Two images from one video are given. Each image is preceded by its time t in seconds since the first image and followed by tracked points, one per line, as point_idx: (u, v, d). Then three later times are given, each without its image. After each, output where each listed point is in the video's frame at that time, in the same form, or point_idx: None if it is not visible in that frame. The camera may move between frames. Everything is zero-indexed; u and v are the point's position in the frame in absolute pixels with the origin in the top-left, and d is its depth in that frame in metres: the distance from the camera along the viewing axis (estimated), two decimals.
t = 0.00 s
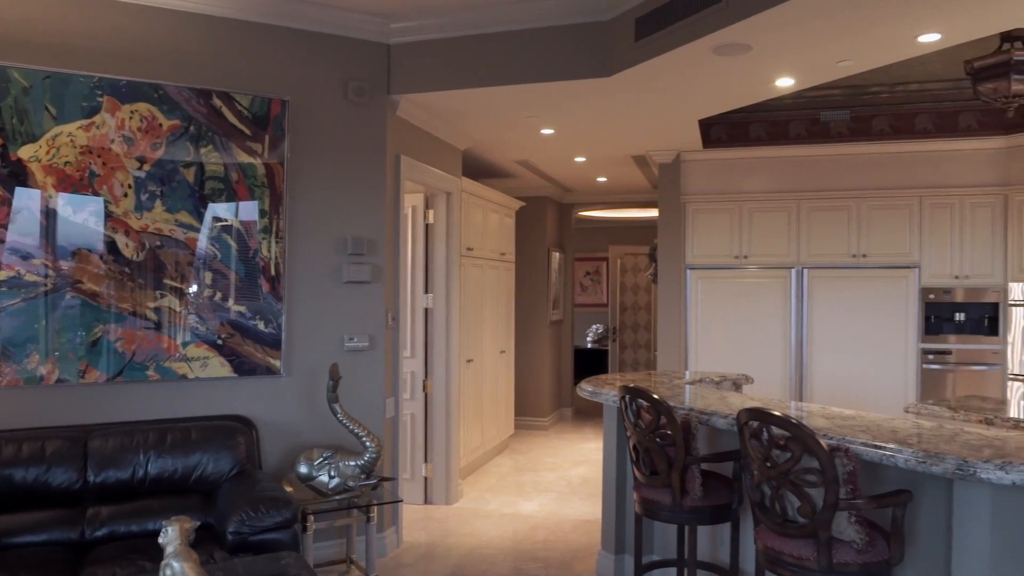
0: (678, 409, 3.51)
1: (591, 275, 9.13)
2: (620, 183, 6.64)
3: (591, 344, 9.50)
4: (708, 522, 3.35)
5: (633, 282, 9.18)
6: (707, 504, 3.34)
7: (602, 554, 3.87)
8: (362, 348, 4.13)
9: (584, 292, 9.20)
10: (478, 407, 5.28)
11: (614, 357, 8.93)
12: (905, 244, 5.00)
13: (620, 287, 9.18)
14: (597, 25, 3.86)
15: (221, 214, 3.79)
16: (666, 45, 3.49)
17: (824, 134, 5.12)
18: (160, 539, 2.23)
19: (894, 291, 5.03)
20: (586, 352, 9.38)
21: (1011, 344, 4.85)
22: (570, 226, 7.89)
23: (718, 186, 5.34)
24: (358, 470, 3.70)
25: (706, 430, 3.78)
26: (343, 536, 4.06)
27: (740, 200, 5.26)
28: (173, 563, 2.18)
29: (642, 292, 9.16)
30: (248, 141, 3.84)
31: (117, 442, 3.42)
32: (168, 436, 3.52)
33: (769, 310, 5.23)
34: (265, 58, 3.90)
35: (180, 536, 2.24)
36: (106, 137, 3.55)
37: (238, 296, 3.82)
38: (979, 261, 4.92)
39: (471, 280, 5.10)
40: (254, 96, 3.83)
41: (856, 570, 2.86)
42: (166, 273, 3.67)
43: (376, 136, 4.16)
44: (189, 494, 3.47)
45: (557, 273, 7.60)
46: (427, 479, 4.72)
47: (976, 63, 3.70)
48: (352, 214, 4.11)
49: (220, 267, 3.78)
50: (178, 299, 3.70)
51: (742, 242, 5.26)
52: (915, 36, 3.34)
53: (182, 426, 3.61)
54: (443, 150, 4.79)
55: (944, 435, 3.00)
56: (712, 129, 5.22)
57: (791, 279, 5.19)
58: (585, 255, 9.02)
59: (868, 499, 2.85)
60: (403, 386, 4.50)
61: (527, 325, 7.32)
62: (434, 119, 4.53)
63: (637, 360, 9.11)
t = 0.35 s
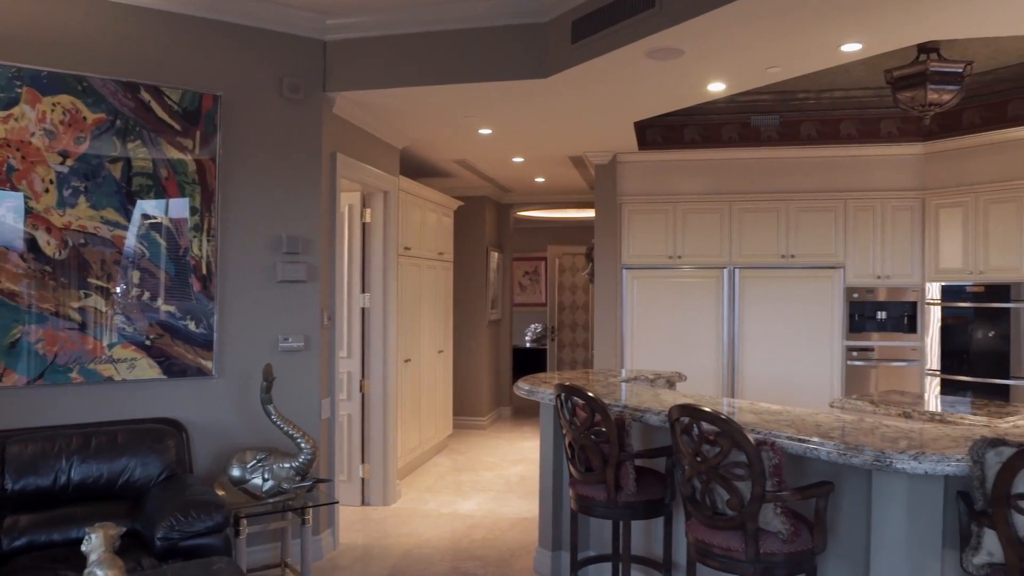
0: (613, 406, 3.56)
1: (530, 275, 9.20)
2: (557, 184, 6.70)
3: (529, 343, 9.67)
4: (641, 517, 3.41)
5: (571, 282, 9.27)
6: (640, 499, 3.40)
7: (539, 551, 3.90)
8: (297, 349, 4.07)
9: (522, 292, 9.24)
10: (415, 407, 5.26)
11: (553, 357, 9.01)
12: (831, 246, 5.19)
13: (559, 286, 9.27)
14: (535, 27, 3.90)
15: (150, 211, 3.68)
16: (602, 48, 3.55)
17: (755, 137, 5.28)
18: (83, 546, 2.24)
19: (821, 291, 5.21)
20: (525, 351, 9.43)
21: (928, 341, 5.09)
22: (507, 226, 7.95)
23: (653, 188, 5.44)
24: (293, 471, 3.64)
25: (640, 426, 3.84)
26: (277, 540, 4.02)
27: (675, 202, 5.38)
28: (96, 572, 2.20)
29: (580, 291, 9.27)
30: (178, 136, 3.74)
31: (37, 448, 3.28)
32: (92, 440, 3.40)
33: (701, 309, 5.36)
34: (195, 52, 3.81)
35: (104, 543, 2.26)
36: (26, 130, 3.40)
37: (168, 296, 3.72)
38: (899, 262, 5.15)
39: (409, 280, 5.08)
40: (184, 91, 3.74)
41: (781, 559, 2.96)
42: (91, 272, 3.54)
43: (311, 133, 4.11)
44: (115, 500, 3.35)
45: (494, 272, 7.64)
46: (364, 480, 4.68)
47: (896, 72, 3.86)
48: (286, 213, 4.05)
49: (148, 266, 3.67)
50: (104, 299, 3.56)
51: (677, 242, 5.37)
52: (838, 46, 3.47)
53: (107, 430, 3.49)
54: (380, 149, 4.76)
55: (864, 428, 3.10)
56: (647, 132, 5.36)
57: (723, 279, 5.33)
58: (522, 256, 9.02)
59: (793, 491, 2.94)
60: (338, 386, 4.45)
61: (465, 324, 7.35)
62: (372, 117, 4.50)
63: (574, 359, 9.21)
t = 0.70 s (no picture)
0: (549, 405, 3.60)
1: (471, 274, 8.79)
2: (497, 183, 6.72)
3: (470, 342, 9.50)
4: (578, 513, 3.45)
5: (511, 282, 9.31)
6: (577, 496, 3.44)
7: (478, 550, 3.91)
8: (230, 349, 3.99)
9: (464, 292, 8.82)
10: (354, 408, 5.21)
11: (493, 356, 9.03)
12: (763, 247, 5.34)
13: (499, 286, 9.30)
14: (474, 28, 3.91)
15: (75, 208, 3.55)
16: (540, 50, 3.58)
17: (691, 140, 5.39)
18: None
19: (753, 290, 5.36)
20: (466, 351, 9.42)
21: (854, 339, 5.27)
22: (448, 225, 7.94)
23: (592, 188, 5.50)
24: (227, 475, 3.54)
25: (576, 424, 3.89)
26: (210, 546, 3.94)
27: (612, 203, 5.46)
28: None
29: (520, 291, 9.32)
30: (105, 131, 3.62)
31: None
32: (12, 446, 3.26)
33: (638, 308, 5.45)
34: (123, 44, 3.68)
35: (22, 553, 2.23)
36: None
37: (94, 296, 3.59)
38: (827, 263, 5.32)
39: (347, 279, 5.03)
40: (112, 84, 3.62)
41: (712, 552, 3.04)
42: (10, 271, 3.39)
43: (246, 129, 4.03)
44: (37, 508, 3.22)
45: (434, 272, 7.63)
46: (301, 483, 4.62)
47: (822, 79, 3.96)
48: (219, 211, 3.96)
49: (73, 265, 3.54)
50: (25, 299, 3.42)
51: (615, 243, 5.45)
52: (768, 53, 3.58)
53: (28, 435, 3.35)
54: (317, 146, 4.70)
55: (792, 423, 3.20)
56: (585, 133, 5.43)
57: (659, 278, 5.43)
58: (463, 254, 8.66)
59: (723, 485, 3.01)
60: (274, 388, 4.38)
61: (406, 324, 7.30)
62: (310, 115, 4.43)
63: (515, 358, 9.25)
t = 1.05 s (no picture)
0: (489, 405, 3.62)
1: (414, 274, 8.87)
2: (440, 182, 6.70)
3: (412, 342, 9.40)
4: (518, 512, 3.48)
5: (455, 281, 9.29)
6: (516, 495, 3.47)
7: (419, 551, 3.91)
8: (164, 351, 3.89)
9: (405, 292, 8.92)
10: (294, 410, 5.13)
11: (437, 356, 9.01)
12: (701, 247, 5.47)
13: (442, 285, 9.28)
14: (415, 27, 3.90)
15: None
16: (481, 50, 3.59)
17: (631, 142, 5.44)
18: None
19: (691, 290, 5.47)
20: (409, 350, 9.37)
21: (787, 337, 5.41)
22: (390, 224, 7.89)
23: (534, 189, 5.54)
24: (159, 480, 3.45)
25: (517, 424, 3.91)
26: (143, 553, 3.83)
27: (554, 203, 5.51)
28: None
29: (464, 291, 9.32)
30: (29, 124, 3.47)
31: None
32: None
33: (579, 308, 5.50)
34: (48, 33, 3.53)
35: None
36: None
37: (17, 297, 3.45)
38: (762, 263, 5.47)
39: (287, 279, 4.95)
40: (36, 76, 3.47)
41: (648, 548, 3.09)
42: None
43: (180, 125, 3.93)
44: None
45: (376, 271, 7.57)
46: (239, 486, 4.54)
47: (757, 84, 4.06)
48: (152, 209, 3.85)
49: None
50: None
51: (556, 243, 5.50)
52: (703, 58, 3.66)
53: None
54: (255, 144, 4.61)
55: (725, 420, 3.28)
56: (527, 134, 5.46)
57: (600, 279, 5.50)
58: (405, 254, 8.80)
59: (658, 481, 3.07)
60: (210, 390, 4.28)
61: (349, 324, 7.23)
62: (247, 111, 4.34)
63: (458, 358, 9.24)
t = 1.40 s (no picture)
0: (433, 405, 3.62)
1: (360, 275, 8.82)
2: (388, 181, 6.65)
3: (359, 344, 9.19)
4: (462, 512, 3.48)
5: (403, 281, 9.24)
6: (460, 495, 3.47)
7: (364, 552, 3.88)
8: (99, 353, 3.77)
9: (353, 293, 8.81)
10: (236, 412, 5.03)
11: (386, 356, 8.96)
12: (645, 248, 5.55)
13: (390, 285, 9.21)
14: (359, 25, 3.87)
15: None
16: (426, 49, 3.58)
17: (578, 143, 5.49)
18: None
19: (636, 290, 5.55)
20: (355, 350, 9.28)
21: (729, 336, 5.53)
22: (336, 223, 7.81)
23: (481, 189, 5.54)
24: (93, 486, 3.33)
25: (462, 424, 3.91)
26: (76, 562, 3.71)
27: (501, 203, 5.53)
28: None
29: (412, 290, 9.28)
30: None
31: None
32: None
33: (526, 307, 5.53)
34: None
35: None
36: None
37: None
38: (704, 264, 5.58)
39: (229, 278, 4.86)
40: None
41: (590, 545, 3.12)
42: None
43: (116, 120, 3.83)
44: None
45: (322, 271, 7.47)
46: (178, 491, 4.44)
47: (699, 88, 4.10)
48: (86, 206, 3.74)
49: None
50: None
51: (503, 243, 5.52)
52: (646, 61, 3.71)
53: None
54: (195, 141, 4.52)
55: (666, 417, 3.32)
56: (473, 134, 5.45)
57: (547, 279, 5.53)
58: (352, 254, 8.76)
59: (599, 479, 3.10)
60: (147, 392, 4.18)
61: (295, 324, 7.13)
62: (186, 107, 4.25)
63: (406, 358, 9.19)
